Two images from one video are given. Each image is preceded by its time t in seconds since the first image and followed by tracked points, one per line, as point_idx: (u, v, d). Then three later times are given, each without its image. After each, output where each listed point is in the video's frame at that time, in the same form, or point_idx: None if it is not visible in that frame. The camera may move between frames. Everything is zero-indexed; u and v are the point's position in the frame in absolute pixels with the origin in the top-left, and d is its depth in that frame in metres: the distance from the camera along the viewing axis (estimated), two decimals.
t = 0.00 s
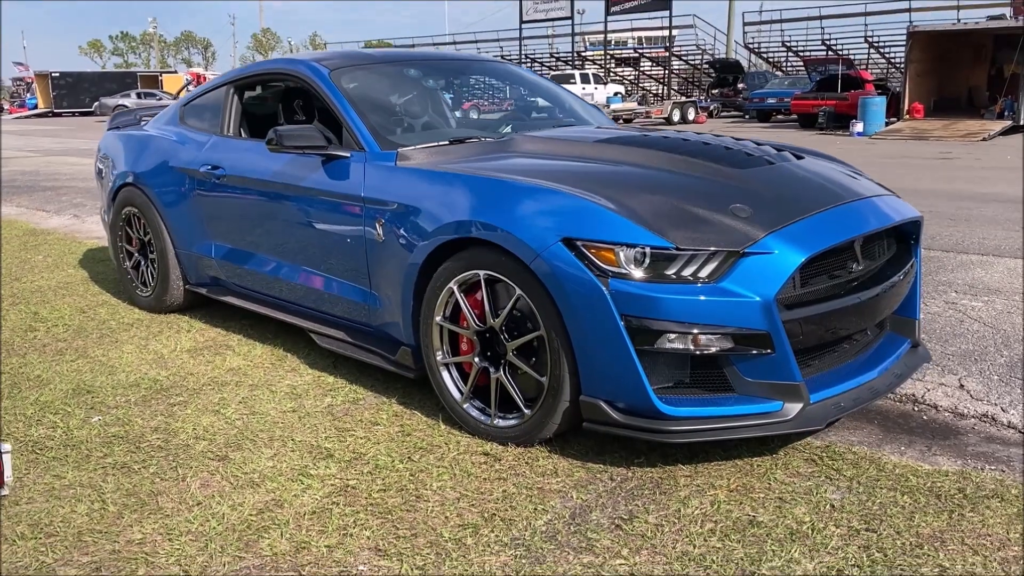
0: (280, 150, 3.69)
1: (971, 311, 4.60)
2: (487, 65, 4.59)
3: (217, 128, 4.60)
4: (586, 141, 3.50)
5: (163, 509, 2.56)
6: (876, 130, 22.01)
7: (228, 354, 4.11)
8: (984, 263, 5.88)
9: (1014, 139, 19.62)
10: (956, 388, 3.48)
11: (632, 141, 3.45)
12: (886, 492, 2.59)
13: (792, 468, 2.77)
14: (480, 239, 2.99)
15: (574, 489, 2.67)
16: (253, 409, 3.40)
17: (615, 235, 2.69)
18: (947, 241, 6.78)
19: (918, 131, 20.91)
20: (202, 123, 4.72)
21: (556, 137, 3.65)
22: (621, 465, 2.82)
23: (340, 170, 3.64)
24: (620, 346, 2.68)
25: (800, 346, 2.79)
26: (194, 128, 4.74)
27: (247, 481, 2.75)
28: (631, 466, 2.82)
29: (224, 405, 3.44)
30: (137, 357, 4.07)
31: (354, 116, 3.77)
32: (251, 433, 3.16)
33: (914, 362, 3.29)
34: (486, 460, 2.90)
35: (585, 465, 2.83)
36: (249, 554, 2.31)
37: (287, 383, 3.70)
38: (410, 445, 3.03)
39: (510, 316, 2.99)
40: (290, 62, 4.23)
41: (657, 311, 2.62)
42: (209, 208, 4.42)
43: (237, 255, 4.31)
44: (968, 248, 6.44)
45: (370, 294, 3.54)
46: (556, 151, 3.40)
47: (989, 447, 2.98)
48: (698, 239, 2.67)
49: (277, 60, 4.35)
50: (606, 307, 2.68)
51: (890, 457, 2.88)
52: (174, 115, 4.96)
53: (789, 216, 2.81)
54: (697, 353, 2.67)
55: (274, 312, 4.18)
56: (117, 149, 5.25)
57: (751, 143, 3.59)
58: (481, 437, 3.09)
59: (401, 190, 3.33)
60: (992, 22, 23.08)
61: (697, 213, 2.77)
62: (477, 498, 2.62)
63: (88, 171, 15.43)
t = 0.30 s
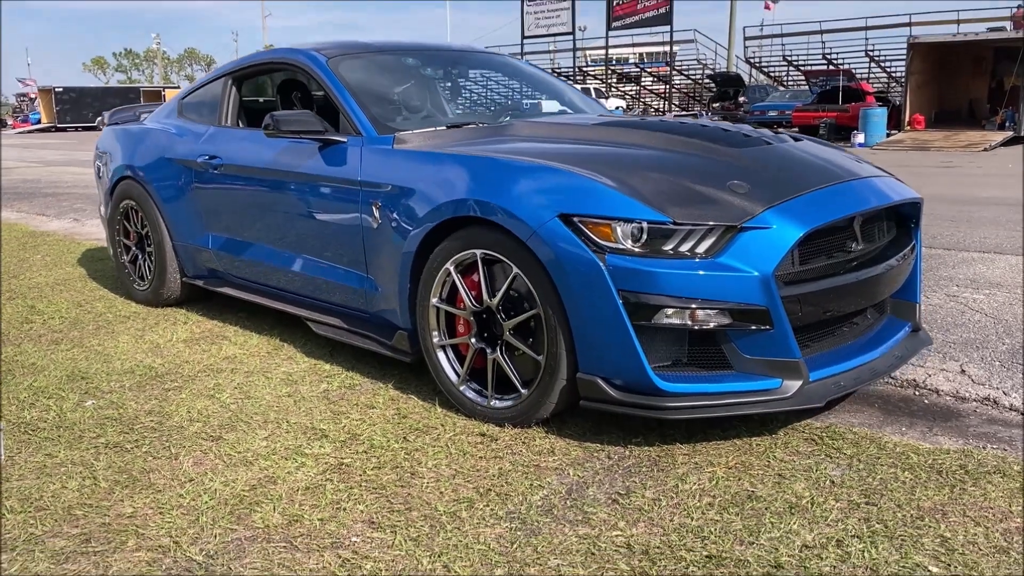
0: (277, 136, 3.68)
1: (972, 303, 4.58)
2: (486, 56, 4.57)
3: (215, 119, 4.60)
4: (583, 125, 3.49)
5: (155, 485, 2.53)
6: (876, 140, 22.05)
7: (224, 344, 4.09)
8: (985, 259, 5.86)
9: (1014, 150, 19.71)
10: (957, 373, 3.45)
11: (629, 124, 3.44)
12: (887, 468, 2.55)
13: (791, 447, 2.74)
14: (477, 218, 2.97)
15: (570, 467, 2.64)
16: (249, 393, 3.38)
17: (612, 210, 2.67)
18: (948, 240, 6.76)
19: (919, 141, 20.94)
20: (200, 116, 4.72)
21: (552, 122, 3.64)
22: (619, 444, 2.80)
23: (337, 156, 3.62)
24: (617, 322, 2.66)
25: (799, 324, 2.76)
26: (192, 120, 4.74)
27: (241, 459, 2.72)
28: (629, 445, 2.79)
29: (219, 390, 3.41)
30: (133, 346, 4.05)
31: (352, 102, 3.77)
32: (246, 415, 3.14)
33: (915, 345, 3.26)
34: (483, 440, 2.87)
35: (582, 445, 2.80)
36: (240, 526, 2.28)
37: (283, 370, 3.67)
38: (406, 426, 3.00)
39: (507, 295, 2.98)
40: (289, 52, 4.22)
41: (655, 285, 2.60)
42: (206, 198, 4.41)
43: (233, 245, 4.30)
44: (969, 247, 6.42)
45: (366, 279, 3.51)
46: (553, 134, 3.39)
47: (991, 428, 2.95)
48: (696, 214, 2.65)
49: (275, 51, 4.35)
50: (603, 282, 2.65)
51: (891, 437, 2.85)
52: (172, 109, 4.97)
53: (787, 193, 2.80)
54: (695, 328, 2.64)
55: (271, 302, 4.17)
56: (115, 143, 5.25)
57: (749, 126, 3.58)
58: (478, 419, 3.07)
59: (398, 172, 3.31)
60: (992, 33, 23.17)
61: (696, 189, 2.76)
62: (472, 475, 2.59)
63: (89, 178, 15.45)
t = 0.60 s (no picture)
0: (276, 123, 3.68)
1: (973, 296, 4.56)
2: (485, 49, 4.58)
3: (214, 112, 4.61)
4: (581, 111, 3.49)
5: (150, 463, 2.52)
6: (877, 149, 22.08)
7: (222, 334, 4.09)
8: (986, 257, 5.84)
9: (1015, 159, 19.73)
10: (958, 360, 3.44)
11: (627, 110, 3.44)
12: (887, 447, 2.54)
13: (790, 427, 2.73)
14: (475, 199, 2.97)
15: (568, 446, 2.63)
16: (246, 379, 3.37)
17: (609, 189, 2.65)
18: (949, 240, 6.75)
19: (920, 150, 20.97)
20: (199, 109, 4.73)
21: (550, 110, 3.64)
22: (617, 425, 2.78)
23: (334, 143, 3.62)
24: (615, 300, 2.64)
25: (797, 303, 2.75)
26: (192, 114, 4.75)
27: (237, 439, 2.71)
28: (627, 425, 2.78)
29: (216, 376, 3.40)
30: (132, 336, 4.05)
31: (350, 90, 3.77)
32: (243, 399, 3.13)
33: (915, 331, 3.24)
34: (481, 422, 2.86)
35: (580, 426, 2.79)
36: (235, 500, 2.27)
37: (281, 358, 3.66)
38: (403, 409, 2.99)
39: (505, 277, 2.97)
40: (288, 43, 4.23)
41: (653, 263, 2.59)
42: (205, 190, 4.41)
43: (232, 236, 4.30)
44: (970, 245, 6.41)
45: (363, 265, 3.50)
46: (551, 119, 3.39)
47: (992, 410, 2.93)
48: (694, 192, 2.63)
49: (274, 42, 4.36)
50: (600, 261, 2.64)
51: (891, 418, 2.83)
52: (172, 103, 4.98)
53: (785, 172, 2.79)
54: (693, 306, 2.63)
55: (269, 292, 4.16)
56: (115, 138, 5.25)
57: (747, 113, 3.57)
58: (476, 402, 3.07)
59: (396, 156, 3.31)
60: (992, 43, 23.24)
61: (694, 168, 2.74)
62: (469, 454, 2.57)
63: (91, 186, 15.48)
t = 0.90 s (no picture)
0: (275, 119, 3.68)
1: (974, 294, 4.56)
2: (484, 48, 4.59)
3: (215, 110, 4.62)
4: (580, 106, 3.50)
5: (147, 452, 2.52)
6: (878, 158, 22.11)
7: (221, 331, 4.09)
8: (987, 258, 5.84)
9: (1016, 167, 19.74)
10: (958, 355, 3.43)
11: (626, 104, 3.44)
12: (886, 436, 2.53)
13: (789, 418, 2.72)
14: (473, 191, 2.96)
15: (566, 436, 2.61)
16: (244, 373, 3.36)
17: (607, 178, 2.64)
18: (950, 242, 6.75)
19: (921, 159, 20.99)
20: (200, 108, 4.74)
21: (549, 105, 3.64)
22: (615, 416, 2.78)
23: (332, 139, 3.62)
24: (612, 289, 2.63)
25: (796, 294, 2.75)
26: (192, 113, 4.76)
27: (234, 430, 2.70)
28: (625, 417, 2.77)
29: (214, 371, 3.40)
30: (130, 333, 4.05)
31: (349, 86, 3.78)
32: (240, 392, 3.12)
33: (914, 325, 3.24)
34: (478, 414, 2.85)
35: (578, 417, 2.78)
36: (231, 487, 2.26)
37: (279, 353, 3.66)
38: (401, 401, 2.98)
39: (502, 269, 2.97)
40: (288, 41, 4.24)
41: (650, 252, 2.58)
42: (204, 188, 4.41)
43: (231, 234, 4.30)
44: (971, 247, 6.40)
45: (361, 260, 3.50)
46: (550, 114, 3.39)
47: (992, 403, 2.92)
48: (691, 182, 2.62)
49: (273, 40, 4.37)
50: (597, 250, 2.62)
51: (891, 410, 2.82)
52: (173, 103, 4.99)
53: (783, 163, 2.78)
54: (690, 296, 2.63)
55: (269, 289, 4.17)
56: (115, 138, 5.26)
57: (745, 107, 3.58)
58: (474, 395, 3.08)
59: (394, 150, 3.30)
60: (993, 52, 23.30)
61: (691, 158, 2.74)
62: (466, 443, 2.56)
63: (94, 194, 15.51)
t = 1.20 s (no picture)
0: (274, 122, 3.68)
1: (974, 298, 4.54)
2: (484, 52, 4.61)
3: (215, 115, 4.63)
4: (580, 109, 3.50)
5: (143, 453, 2.51)
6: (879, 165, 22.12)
7: (220, 335, 4.08)
8: (988, 263, 5.83)
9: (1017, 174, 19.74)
10: (959, 358, 3.42)
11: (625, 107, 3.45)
12: (886, 438, 2.52)
13: (788, 420, 2.71)
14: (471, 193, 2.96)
15: (564, 438, 2.60)
16: (242, 376, 3.36)
17: (605, 179, 2.64)
18: (951, 247, 6.73)
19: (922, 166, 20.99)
20: (200, 112, 4.75)
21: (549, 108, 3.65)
22: (614, 418, 2.77)
23: (331, 142, 3.62)
24: (610, 291, 2.63)
25: (795, 295, 2.74)
26: (192, 117, 4.77)
27: (231, 432, 2.70)
28: (623, 419, 2.77)
29: (213, 374, 3.40)
30: (129, 337, 4.04)
31: (349, 89, 3.78)
32: (238, 395, 3.11)
33: (914, 328, 3.23)
34: (476, 416, 2.84)
35: (576, 419, 2.78)
36: (227, 488, 2.25)
37: (278, 356, 3.65)
38: (399, 404, 2.97)
39: (501, 271, 2.96)
40: (288, 45, 4.25)
41: (648, 253, 2.57)
42: (204, 192, 4.42)
43: (230, 238, 4.30)
44: (972, 252, 6.39)
45: (360, 263, 3.50)
46: (549, 116, 3.39)
47: (993, 406, 2.91)
48: (690, 183, 2.62)
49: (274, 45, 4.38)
50: (596, 251, 2.62)
51: (891, 412, 2.81)
52: (174, 108, 5.00)
53: (782, 164, 2.78)
54: (689, 297, 2.62)
55: (268, 293, 4.17)
56: (116, 142, 5.27)
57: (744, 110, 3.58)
58: (472, 397, 3.07)
59: (393, 153, 3.30)
60: (993, 60, 23.34)
61: (689, 159, 2.74)
62: (464, 445, 2.55)
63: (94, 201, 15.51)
